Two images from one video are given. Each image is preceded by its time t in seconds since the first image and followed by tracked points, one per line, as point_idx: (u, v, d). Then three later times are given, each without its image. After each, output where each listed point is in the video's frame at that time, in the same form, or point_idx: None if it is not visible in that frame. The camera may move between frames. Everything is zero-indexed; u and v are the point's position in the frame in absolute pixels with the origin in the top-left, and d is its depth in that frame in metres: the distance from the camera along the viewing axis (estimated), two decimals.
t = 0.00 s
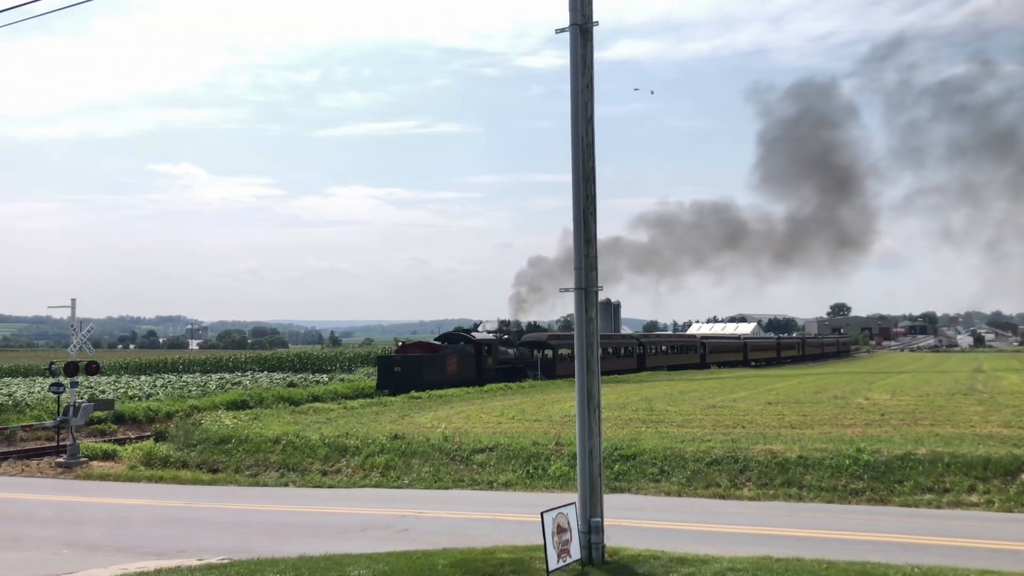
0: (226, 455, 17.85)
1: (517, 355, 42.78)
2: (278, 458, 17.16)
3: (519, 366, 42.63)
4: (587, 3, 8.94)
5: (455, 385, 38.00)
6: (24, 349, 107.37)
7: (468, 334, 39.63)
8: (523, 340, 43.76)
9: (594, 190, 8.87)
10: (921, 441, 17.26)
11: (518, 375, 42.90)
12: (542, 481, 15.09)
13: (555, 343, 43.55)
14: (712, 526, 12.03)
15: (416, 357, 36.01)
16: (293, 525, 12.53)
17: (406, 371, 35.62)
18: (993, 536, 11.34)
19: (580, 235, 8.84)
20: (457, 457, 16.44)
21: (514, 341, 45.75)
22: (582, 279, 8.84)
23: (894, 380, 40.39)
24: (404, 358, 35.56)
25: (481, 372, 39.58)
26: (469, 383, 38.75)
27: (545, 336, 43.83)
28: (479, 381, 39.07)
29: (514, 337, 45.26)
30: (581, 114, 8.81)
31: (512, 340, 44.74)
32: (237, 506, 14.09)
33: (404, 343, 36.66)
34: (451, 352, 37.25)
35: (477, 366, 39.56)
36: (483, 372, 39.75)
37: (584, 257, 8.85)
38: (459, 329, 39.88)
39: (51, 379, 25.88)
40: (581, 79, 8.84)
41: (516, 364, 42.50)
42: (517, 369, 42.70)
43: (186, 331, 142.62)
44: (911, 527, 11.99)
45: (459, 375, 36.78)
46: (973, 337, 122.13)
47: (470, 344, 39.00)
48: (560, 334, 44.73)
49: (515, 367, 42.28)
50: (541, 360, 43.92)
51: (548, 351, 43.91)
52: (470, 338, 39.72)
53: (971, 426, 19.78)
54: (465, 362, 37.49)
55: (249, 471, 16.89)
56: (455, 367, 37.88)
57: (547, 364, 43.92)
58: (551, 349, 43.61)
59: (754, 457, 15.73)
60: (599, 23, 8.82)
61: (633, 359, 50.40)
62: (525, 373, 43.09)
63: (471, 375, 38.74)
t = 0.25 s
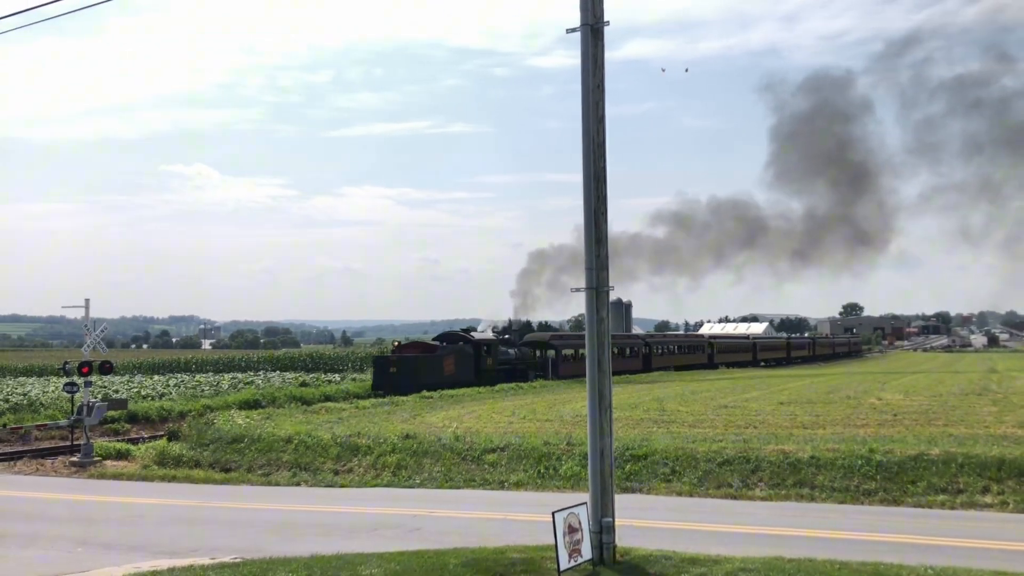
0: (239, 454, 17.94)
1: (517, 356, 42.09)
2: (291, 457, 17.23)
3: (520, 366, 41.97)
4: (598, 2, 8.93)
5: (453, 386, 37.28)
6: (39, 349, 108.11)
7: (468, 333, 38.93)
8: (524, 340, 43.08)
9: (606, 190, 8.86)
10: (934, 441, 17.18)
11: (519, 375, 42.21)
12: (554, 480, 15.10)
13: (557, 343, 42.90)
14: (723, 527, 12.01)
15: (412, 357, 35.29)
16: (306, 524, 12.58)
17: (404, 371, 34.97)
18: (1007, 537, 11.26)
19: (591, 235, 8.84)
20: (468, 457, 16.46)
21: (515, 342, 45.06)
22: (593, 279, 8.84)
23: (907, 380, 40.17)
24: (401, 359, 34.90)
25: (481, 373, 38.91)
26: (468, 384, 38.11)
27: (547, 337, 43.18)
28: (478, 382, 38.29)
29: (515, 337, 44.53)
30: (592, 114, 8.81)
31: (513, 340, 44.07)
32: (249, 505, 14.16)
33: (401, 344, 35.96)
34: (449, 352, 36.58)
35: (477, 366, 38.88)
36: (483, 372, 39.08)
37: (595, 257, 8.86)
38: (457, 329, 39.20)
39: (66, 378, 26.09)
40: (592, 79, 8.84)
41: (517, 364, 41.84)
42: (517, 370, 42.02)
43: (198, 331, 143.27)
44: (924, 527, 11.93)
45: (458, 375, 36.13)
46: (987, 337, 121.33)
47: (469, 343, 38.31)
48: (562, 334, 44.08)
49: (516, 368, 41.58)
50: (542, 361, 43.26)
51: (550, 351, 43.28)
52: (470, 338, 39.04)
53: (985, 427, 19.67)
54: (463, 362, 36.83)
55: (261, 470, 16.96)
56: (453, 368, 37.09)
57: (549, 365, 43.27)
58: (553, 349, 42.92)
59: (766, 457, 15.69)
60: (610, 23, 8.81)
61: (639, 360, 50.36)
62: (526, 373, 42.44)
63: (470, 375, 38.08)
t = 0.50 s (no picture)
0: (252, 453, 18.02)
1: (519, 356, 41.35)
2: (303, 457, 17.29)
3: (521, 367, 41.25)
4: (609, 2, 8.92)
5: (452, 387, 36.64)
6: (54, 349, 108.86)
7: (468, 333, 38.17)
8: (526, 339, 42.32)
9: (617, 190, 8.85)
10: (948, 441, 17.08)
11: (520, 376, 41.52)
12: (565, 480, 15.10)
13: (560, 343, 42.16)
14: (736, 527, 11.98)
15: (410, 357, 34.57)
16: (318, 523, 12.63)
17: (401, 373, 34.37)
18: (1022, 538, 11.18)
19: (602, 234, 8.83)
20: (479, 456, 16.48)
21: (516, 342, 44.31)
22: (605, 279, 8.84)
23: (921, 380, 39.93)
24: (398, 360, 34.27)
25: (481, 373, 38.22)
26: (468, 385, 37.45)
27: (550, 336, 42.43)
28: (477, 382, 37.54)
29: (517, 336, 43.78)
30: (604, 113, 8.81)
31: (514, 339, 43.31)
32: (261, 504, 14.22)
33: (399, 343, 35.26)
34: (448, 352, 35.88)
35: (477, 367, 38.18)
36: (483, 373, 38.40)
37: (606, 257, 8.85)
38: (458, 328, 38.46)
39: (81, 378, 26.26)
40: (603, 78, 8.83)
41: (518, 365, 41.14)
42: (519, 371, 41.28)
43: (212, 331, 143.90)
44: (937, 528, 11.86)
45: (457, 376, 35.52)
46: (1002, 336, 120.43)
47: (469, 343, 37.59)
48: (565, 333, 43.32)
49: (518, 369, 40.74)
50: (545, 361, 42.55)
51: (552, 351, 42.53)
52: (470, 338, 38.31)
53: (999, 427, 19.54)
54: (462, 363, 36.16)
55: (274, 469, 17.03)
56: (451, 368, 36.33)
57: (552, 365, 42.55)
58: (556, 349, 42.17)
59: (778, 457, 15.64)
60: (622, 22, 8.79)
61: (645, 360, 50.06)
62: (528, 374, 41.70)
63: (470, 375, 37.42)
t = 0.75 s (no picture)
0: (268, 453, 18.09)
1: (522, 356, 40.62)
2: (319, 456, 17.35)
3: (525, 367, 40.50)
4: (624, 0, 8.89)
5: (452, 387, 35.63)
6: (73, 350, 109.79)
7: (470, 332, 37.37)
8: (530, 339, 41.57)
9: (632, 189, 8.82)
10: (966, 441, 16.93)
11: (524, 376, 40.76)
12: (581, 480, 15.07)
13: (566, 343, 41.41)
14: (752, 527, 11.92)
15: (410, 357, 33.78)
16: (333, 522, 12.66)
17: (400, 373, 33.43)
18: None
19: (618, 233, 8.81)
20: (495, 456, 16.47)
21: (520, 342, 43.57)
22: (620, 278, 8.82)
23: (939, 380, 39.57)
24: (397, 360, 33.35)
25: (482, 374, 37.32)
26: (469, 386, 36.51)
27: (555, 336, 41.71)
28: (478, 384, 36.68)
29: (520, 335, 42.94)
30: (618, 112, 8.78)
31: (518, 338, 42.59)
32: (277, 503, 14.28)
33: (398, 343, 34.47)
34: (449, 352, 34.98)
35: (478, 367, 37.29)
36: (484, 373, 37.52)
37: (622, 256, 8.83)
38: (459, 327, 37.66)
39: (99, 378, 26.45)
40: (618, 77, 8.81)
41: (522, 365, 40.41)
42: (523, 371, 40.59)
43: (228, 331, 144.65)
44: (956, 529, 11.74)
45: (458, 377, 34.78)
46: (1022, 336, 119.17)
47: (470, 343, 36.71)
48: (570, 333, 42.46)
49: (522, 369, 40.30)
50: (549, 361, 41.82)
51: (557, 351, 41.75)
52: (472, 338, 37.51)
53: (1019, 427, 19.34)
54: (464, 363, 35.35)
55: (290, 468, 17.11)
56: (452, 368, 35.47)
57: (556, 365, 41.79)
58: (562, 348, 41.40)
59: (795, 457, 15.56)
60: (637, 21, 8.77)
61: (656, 360, 49.82)
62: (533, 374, 41.12)
63: (472, 376, 36.50)
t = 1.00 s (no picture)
0: (286, 452, 18.20)
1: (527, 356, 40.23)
2: (336, 455, 17.45)
3: (530, 367, 40.08)
4: None
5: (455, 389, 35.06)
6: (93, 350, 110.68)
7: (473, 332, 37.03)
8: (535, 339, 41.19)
9: (648, 188, 8.81)
10: (987, 442, 16.77)
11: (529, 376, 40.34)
12: (598, 480, 15.07)
13: (572, 342, 40.88)
14: (770, 527, 11.88)
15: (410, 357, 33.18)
16: (351, 521, 12.73)
17: (401, 374, 32.94)
18: None
19: (634, 233, 8.80)
20: (511, 456, 16.49)
21: (526, 342, 43.04)
22: (636, 278, 8.81)
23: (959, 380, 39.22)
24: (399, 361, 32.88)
25: (486, 374, 36.80)
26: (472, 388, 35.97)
27: (561, 335, 41.20)
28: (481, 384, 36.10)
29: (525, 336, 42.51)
30: (635, 112, 8.77)
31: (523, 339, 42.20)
32: (295, 502, 14.38)
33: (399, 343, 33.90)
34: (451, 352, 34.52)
35: (482, 368, 36.79)
36: (488, 374, 37.02)
37: (638, 256, 8.82)
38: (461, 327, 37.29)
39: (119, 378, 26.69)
40: (634, 76, 8.79)
41: (527, 365, 40.01)
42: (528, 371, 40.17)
43: (246, 331, 145.38)
44: (977, 530, 11.65)
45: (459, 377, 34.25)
46: None
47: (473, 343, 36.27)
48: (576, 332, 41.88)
49: (527, 369, 39.86)
50: (556, 361, 41.28)
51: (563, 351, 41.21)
52: (475, 338, 36.96)
53: None
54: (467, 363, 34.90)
55: (308, 468, 17.20)
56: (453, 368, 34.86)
57: (563, 365, 41.24)
58: (569, 348, 40.89)
59: (813, 457, 15.48)
60: (653, 20, 8.76)
61: (667, 361, 49.59)
62: (539, 374, 40.77)
63: (475, 376, 35.99)
